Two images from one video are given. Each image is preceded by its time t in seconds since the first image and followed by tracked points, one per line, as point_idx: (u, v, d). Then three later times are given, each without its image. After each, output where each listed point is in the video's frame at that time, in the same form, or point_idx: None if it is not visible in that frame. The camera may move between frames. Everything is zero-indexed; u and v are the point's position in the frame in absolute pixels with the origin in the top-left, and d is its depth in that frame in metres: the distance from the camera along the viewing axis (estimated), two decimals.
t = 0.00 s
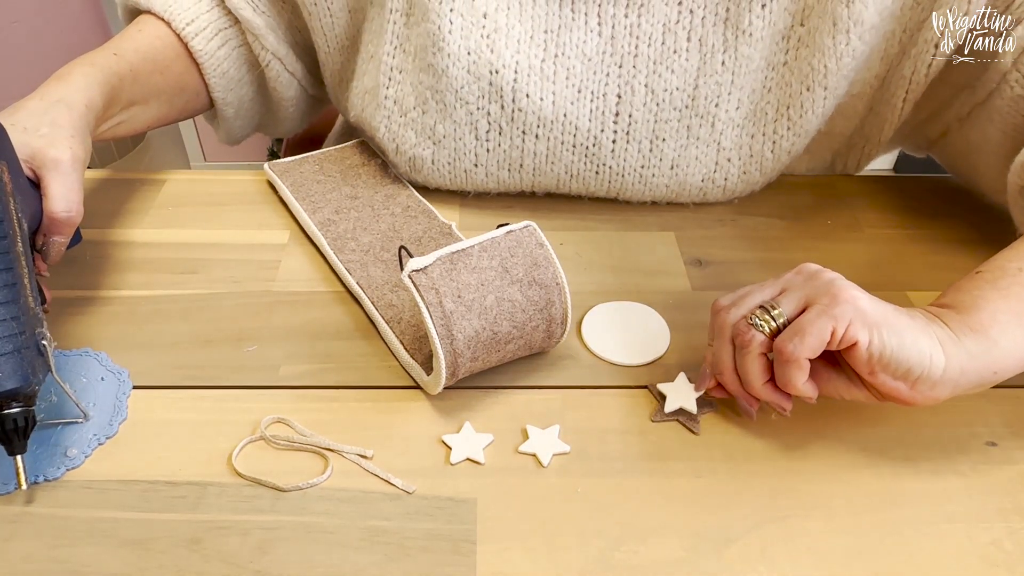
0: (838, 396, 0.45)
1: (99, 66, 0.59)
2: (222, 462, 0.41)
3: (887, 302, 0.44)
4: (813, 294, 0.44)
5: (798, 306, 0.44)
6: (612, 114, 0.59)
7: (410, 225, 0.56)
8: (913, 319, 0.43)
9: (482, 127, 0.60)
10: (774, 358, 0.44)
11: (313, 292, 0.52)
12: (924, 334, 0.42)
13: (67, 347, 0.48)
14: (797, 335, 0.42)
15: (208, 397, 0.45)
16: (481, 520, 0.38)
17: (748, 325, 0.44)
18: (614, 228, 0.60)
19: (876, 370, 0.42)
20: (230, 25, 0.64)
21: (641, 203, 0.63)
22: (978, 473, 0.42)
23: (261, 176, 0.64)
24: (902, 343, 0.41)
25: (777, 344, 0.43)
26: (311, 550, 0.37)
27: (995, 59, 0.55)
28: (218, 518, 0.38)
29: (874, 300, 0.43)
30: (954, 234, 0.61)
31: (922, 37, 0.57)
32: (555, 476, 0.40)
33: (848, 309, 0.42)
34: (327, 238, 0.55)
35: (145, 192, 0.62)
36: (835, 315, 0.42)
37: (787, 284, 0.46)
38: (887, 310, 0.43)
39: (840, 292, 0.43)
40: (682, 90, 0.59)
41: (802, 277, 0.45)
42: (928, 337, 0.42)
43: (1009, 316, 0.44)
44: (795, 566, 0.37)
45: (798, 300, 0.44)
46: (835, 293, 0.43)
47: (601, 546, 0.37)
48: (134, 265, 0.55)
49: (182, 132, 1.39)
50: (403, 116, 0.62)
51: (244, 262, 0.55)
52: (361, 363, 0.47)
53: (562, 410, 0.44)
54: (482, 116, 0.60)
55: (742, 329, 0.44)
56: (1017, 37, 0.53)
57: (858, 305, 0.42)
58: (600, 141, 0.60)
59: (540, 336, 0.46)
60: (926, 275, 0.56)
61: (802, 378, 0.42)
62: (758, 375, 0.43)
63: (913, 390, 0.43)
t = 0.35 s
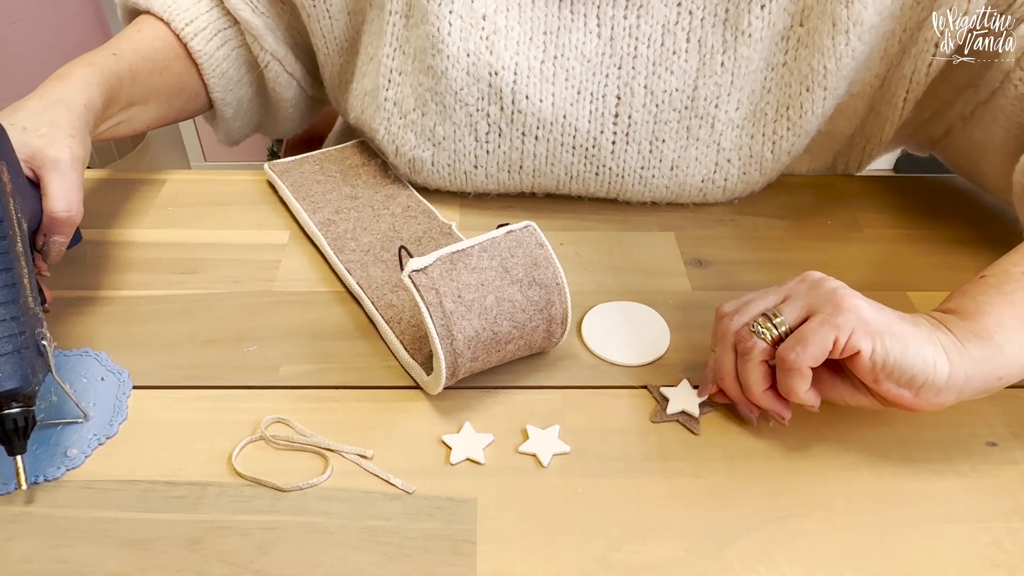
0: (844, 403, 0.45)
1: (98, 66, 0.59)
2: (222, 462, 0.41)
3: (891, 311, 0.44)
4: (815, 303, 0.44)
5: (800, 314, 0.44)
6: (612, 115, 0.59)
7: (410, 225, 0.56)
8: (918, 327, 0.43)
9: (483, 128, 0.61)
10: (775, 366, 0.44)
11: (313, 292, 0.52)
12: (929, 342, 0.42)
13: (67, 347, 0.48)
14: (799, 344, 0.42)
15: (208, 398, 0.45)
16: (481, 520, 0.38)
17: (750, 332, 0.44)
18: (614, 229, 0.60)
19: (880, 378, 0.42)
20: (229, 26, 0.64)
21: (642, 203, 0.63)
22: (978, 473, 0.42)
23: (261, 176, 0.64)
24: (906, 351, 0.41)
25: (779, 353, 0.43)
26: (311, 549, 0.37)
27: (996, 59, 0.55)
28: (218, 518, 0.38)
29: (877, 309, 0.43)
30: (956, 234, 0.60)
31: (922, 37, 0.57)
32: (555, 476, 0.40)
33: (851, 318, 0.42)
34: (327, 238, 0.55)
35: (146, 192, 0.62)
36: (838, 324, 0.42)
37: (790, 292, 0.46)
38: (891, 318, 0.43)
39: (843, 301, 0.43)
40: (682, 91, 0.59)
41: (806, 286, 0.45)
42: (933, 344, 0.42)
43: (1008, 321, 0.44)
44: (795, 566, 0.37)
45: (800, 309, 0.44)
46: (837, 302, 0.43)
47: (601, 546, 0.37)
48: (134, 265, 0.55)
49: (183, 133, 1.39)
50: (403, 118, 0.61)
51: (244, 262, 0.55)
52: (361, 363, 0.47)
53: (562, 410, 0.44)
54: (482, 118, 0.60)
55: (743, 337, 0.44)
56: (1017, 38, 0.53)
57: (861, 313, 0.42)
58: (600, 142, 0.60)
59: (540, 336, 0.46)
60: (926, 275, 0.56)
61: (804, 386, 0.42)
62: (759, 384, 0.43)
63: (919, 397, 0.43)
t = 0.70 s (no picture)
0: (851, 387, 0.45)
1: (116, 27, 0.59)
2: (222, 462, 0.41)
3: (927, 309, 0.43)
4: (862, 303, 0.42)
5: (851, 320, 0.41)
6: (616, 98, 0.60)
7: (410, 225, 0.56)
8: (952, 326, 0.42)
9: (487, 104, 0.61)
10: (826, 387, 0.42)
11: (313, 292, 0.52)
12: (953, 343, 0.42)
13: (67, 347, 0.48)
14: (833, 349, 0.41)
15: (208, 398, 0.44)
16: (481, 520, 0.38)
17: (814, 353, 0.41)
18: (614, 229, 0.60)
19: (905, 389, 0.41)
20: None
21: (642, 203, 0.63)
22: (978, 473, 0.42)
23: (260, 176, 0.64)
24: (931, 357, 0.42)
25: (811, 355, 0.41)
26: (311, 549, 0.37)
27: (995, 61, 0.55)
28: (218, 518, 0.38)
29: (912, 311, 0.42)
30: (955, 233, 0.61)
31: (926, 32, 0.57)
32: (556, 476, 0.40)
33: (888, 327, 0.41)
34: (327, 238, 0.55)
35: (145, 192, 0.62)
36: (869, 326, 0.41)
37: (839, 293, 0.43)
38: (926, 320, 0.42)
39: (882, 308, 0.42)
40: (686, 76, 0.59)
41: (849, 272, 0.44)
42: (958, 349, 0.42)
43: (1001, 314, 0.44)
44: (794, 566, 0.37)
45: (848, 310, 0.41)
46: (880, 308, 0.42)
47: (601, 546, 0.37)
48: (134, 265, 0.55)
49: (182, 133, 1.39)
50: (407, 95, 0.61)
51: (244, 262, 0.55)
52: (361, 363, 0.47)
53: (562, 410, 0.44)
54: (488, 94, 0.60)
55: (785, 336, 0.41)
56: (1017, 37, 0.53)
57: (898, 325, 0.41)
58: (604, 124, 0.60)
59: (540, 335, 0.46)
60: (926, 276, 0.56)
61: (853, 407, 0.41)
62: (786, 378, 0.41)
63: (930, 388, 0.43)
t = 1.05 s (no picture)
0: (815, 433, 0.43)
1: (348, 79, 0.61)
2: (222, 462, 0.41)
3: (899, 375, 0.42)
4: (833, 366, 0.41)
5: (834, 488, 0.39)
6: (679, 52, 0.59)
7: (410, 225, 0.56)
8: (911, 410, 0.42)
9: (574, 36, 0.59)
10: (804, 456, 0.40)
11: (313, 292, 0.52)
12: (903, 430, 0.41)
13: (67, 347, 0.48)
14: (785, 438, 0.39)
15: (208, 398, 0.44)
16: (481, 520, 0.38)
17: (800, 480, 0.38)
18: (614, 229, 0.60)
19: (852, 484, 0.39)
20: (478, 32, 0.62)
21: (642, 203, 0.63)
22: (977, 473, 0.42)
23: (261, 176, 0.64)
24: (879, 458, 0.40)
25: (765, 449, 0.39)
26: (311, 550, 0.37)
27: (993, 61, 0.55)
28: (218, 518, 0.38)
29: (875, 388, 0.41)
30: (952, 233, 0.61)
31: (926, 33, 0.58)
32: (556, 476, 0.40)
33: (839, 412, 0.40)
34: (327, 238, 0.55)
35: (146, 191, 0.62)
36: (833, 520, 0.38)
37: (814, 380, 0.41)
38: (886, 399, 0.41)
39: (846, 381, 0.41)
40: (743, 39, 0.59)
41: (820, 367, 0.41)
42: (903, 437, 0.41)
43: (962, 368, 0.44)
44: (793, 567, 0.37)
45: (811, 376, 0.41)
46: (847, 380, 0.41)
47: (601, 546, 0.37)
48: (134, 265, 0.55)
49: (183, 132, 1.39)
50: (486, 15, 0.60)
51: (245, 262, 0.55)
52: (361, 363, 0.47)
53: (562, 410, 0.44)
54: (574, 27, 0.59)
55: (736, 410, 0.41)
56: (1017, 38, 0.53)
57: (857, 405, 0.40)
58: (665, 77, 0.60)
59: (541, 335, 0.46)
60: (924, 277, 0.56)
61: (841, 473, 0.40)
62: (739, 485, 0.39)
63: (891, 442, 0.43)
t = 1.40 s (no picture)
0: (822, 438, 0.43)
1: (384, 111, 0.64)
2: (222, 462, 0.41)
3: (904, 380, 0.42)
4: (841, 373, 0.41)
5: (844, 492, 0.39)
6: (729, 79, 0.58)
7: (410, 225, 0.56)
8: (916, 414, 0.42)
9: (615, 76, 0.58)
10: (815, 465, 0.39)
11: (313, 292, 0.52)
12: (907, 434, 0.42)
13: (67, 347, 0.48)
14: (789, 444, 0.39)
15: (208, 398, 0.44)
16: (481, 520, 0.38)
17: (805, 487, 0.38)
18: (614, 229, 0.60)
19: (857, 488, 0.39)
20: (513, 87, 0.63)
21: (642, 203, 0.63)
22: (977, 473, 0.42)
23: (261, 176, 0.64)
24: (885, 462, 0.40)
25: (768, 454, 0.39)
26: (311, 550, 0.37)
27: (994, 60, 0.55)
28: (218, 518, 0.38)
29: (882, 394, 0.41)
30: (953, 234, 0.61)
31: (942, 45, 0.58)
32: (555, 476, 0.40)
33: (845, 419, 0.40)
34: (327, 238, 0.55)
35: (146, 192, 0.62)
36: (836, 524, 0.38)
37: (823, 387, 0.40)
38: (892, 405, 0.41)
39: (854, 388, 0.41)
40: (798, 62, 0.58)
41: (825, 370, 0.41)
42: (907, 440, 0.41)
43: (966, 372, 0.45)
44: (793, 567, 0.37)
45: (819, 383, 0.41)
46: (852, 386, 0.41)
47: (601, 546, 0.37)
48: (134, 265, 0.55)
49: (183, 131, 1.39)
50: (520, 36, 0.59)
51: (245, 262, 0.55)
52: (361, 363, 0.47)
53: (561, 410, 0.44)
54: (618, 64, 0.57)
55: (742, 417, 0.41)
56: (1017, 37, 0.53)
57: (863, 411, 0.40)
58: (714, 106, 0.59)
59: (541, 336, 0.46)
60: (924, 278, 0.56)
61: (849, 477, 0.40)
62: (741, 487, 0.39)
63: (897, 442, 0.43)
